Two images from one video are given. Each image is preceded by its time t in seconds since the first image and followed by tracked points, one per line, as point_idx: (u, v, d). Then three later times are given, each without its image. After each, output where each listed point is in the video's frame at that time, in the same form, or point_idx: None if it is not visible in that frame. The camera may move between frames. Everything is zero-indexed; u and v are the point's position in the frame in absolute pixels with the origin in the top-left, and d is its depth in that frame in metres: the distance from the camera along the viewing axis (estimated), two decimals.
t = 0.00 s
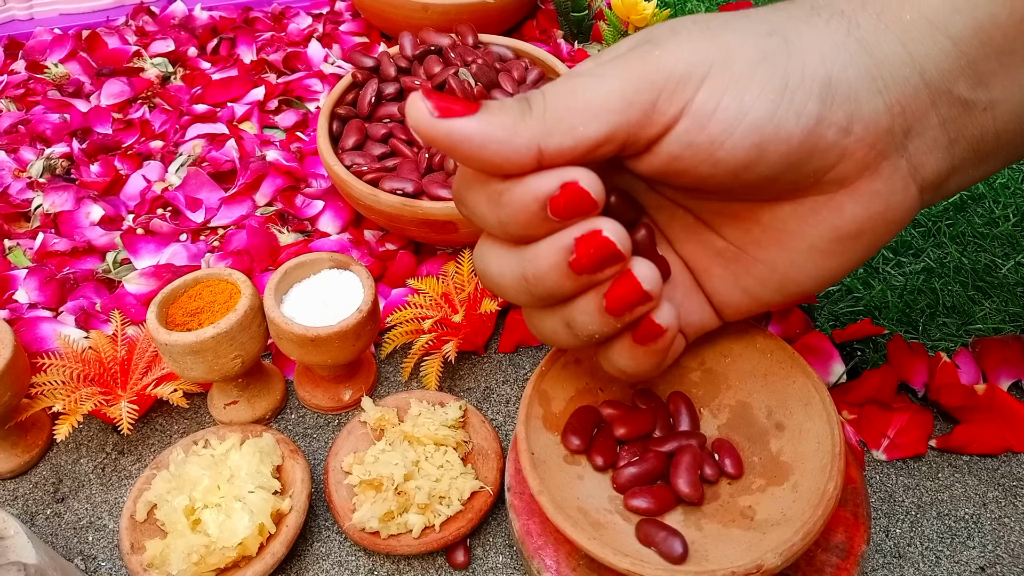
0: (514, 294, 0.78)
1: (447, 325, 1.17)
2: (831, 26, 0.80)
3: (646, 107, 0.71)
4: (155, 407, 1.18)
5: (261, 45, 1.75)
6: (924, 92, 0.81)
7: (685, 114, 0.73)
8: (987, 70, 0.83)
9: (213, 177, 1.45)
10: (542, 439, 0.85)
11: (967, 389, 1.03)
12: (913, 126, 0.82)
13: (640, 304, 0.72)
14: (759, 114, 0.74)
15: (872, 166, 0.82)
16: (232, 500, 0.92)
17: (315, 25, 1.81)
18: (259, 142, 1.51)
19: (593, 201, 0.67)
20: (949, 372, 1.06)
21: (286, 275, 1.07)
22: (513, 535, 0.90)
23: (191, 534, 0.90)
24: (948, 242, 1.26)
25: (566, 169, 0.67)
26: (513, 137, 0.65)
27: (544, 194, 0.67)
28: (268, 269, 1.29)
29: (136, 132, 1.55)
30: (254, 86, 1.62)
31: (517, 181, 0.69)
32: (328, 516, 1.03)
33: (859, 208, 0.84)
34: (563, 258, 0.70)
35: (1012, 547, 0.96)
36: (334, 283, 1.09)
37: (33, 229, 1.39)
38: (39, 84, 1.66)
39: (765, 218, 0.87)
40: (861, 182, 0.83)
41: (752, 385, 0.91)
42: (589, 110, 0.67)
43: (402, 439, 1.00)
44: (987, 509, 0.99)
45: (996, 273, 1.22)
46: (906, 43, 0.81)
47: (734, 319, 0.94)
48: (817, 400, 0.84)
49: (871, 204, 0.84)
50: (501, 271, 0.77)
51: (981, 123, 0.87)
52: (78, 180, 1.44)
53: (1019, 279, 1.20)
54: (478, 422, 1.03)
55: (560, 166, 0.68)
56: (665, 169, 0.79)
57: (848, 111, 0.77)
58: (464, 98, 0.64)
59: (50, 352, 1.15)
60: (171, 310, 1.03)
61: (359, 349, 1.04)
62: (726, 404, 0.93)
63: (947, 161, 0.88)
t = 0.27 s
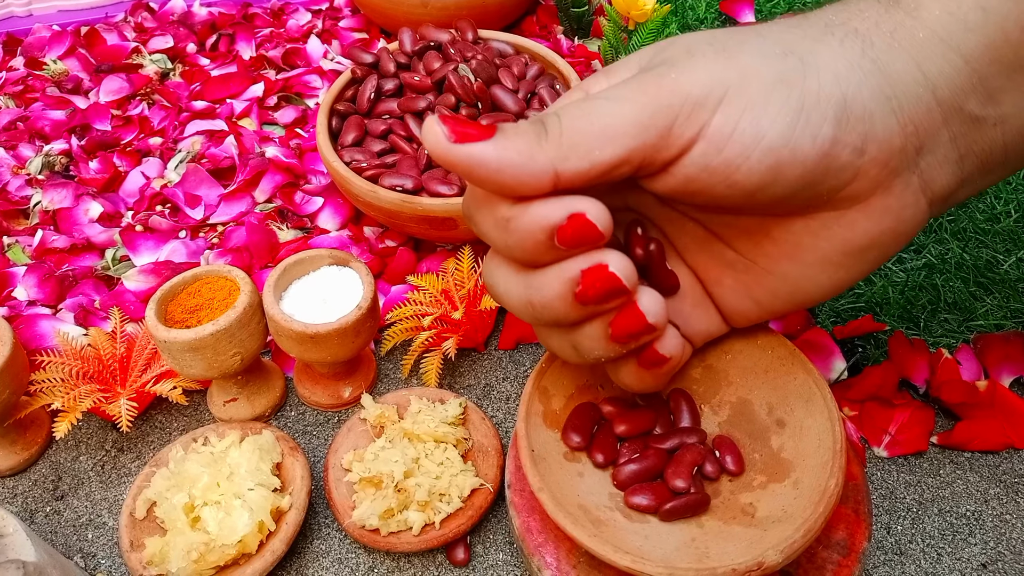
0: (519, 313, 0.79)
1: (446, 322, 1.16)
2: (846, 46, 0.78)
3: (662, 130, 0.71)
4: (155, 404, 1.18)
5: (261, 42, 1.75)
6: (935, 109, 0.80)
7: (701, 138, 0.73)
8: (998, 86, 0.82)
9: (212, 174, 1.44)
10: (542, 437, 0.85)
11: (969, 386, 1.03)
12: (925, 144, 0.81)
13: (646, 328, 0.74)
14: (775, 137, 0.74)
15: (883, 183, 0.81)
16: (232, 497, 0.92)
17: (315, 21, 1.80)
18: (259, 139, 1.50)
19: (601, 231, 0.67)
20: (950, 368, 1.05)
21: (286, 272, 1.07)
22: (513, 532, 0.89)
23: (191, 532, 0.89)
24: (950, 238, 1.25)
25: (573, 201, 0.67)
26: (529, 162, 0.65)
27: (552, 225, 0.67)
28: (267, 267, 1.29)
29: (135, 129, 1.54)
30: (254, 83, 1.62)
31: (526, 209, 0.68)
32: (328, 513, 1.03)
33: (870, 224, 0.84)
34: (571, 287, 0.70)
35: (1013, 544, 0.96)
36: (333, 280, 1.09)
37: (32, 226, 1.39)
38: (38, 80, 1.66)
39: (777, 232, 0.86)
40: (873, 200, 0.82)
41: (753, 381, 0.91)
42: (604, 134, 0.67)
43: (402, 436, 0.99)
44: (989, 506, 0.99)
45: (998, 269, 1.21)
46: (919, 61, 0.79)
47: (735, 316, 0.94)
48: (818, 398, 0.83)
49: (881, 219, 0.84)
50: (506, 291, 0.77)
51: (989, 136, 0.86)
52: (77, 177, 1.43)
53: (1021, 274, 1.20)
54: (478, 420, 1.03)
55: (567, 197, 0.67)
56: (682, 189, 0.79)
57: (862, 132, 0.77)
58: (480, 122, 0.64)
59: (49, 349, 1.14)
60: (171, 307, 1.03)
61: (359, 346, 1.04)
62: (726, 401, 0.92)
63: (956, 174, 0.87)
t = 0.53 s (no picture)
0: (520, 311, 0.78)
1: (445, 322, 1.16)
2: (857, 45, 0.78)
3: (671, 121, 0.70)
4: (154, 404, 1.18)
5: (260, 42, 1.74)
6: (944, 109, 0.80)
7: (710, 132, 0.73)
8: (1005, 87, 0.82)
9: (212, 173, 1.44)
10: (541, 436, 0.85)
11: (969, 385, 1.03)
12: (933, 144, 0.81)
13: (651, 333, 0.74)
14: (786, 133, 0.74)
15: (891, 183, 0.81)
16: (231, 497, 0.92)
17: (314, 21, 1.80)
18: (258, 138, 1.50)
19: (608, 236, 0.67)
20: (950, 367, 1.05)
21: (284, 271, 1.07)
22: (513, 532, 0.89)
23: (190, 532, 0.89)
24: (949, 237, 1.25)
25: (581, 205, 0.66)
26: (534, 153, 0.64)
27: (558, 228, 0.66)
28: (266, 266, 1.29)
29: (135, 129, 1.54)
30: (253, 83, 1.62)
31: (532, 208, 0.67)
32: (326, 513, 1.03)
33: (875, 223, 0.84)
34: (578, 291, 0.70)
35: (1012, 543, 0.96)
36: (332, 280, 1.09)
37: (31, 227, 1.39)
38: (37, 80, 1.66)
39: (783, 231, 0.86)
40: (879, 200, 0.82)
41: (751, 380, 0.91)
42: (611, 126, 0.66)
43: (401, 436, 0.99)
44: (989, 505, 0.99)
45: (997, 268, 1.21)
46: (930, 61, 0.79)
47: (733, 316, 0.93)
48: (817, 397, 0.83)
49: (886, 221, 0.84)
50: (507, 290, 0.77)
51: (996, 138, 0.86)
52: (76, 177, 1.43)
53: (1021, 274, 1.20)
54: (477, 419, 1.03)
55: (575, 198, 0.66)
56: (688, 183, 0.79)
57: (872, 131, 0.77)
58: (484, 112, 0.64)
59: (48, 349, 1.14)
60: (170, 307, 1.03)
61: (358, 346, 1.04)
62: (725, 400, 0.92)
63: (962, 176, 0.87)
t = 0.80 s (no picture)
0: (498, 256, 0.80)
1: (459, 310, 1.16)
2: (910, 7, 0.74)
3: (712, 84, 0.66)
4: (169, 393, 1.18)
5: (270, 30, 1.74)
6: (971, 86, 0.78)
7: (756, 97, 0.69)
8: None
9: (223, 162, 1.44)
10: (557, 424, 0.84)
11: (990, 372, 1.01)
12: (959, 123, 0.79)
13: (607, 275, 0.73)
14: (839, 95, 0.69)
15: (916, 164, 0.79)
16: (246, 485, 0.92)
17: (325, 8, 1.78)
18: (269, 126, 1.49)
19: (555, 151, 0.70)
20: (970, 353, 1.04)
21: (298, 259, 1.07)
22: (528, 519, 0.89)
23: (205, 520, 0.89)
24: (969, 223, 1.24)
25: (531, 120, 0.70)
26: (525, 60, 0.72)
27: (509, 145, 0.70)
28: (279, 255, 1.28)
29: (146, 118, 1.54)
30: (264, 71, 1.61)
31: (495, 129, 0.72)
32: (341, 501, 1.03)
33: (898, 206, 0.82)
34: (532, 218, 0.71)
35: None
36: (345, 267, 1.08)
37: (44, 216, 1.39)
38: (48, 70, 1.66)
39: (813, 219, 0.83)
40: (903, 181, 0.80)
41: (770, 367, 0.90)
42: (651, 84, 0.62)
43: (416, 424, 0.99)
44: (1010, 493, 0.98)
45: (1018, 253, 1.19)
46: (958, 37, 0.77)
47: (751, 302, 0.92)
48: (837, 384, 0.82)
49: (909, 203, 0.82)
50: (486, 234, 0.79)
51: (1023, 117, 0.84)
52: (88, 167, 1.43)
53: None
54: (491, 407, 1.02)
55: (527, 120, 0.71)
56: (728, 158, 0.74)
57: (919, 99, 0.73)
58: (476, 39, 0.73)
59: (63, 338, 1.15)
60: (184, 295, 1.03)
61: (372, 334, 1.03)
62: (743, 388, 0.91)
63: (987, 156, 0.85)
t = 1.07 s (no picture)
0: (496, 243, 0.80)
1: (460, 309, 1.16)
2: None
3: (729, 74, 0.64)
4: (170, 393, 1.18)
5: (271, 29, 1.74)
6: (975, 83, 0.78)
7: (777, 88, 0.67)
8: None
9: (224, 162, 1.44)
10: (558, 423, 0.84)
11: (991, 371, 1.01)
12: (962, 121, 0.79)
13: (595, 284, 0.72)
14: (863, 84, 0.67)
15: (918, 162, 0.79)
16: (247, 484, 0.92)
17: (326, 7, 1.78)
18: (270, 126, 1.49)
19: (552, 158, 0.68)
20: (972, 353, 1.04)
21: (299, 259, 1.07)
22: (529, 519, 0.89)
23: (206, 519, 0.89)
24: (970, 222, 1.24)
25: (531, 124, 0.69)
26: (519, 34, 0.75)
27: (508, 145, 0.70)
28: (280, 254, 1.28)
29: (147, 117, 1.54)
30: (265, 70, 1.61)
31: (495, 126, 0.72)
32: (342, 501, 1.03)
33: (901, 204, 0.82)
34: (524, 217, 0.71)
35: None
36: (346, 267, 1.08)
37: (45, 216, 1.39)
38: (50, 70, 1.66)
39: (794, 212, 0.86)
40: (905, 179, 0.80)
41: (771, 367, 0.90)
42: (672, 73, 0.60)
43: (417, 423, 0.99)
44: (1011, 492, 0.98)
45: (1019, 253, 1.19)
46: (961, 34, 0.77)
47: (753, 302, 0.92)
48: (838, 383, 0.83)
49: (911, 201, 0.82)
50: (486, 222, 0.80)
51: None
52: (89, 166, 1.43)
53: None
54: (492, 407, 1.02)
55: (529, 121, 0.70)
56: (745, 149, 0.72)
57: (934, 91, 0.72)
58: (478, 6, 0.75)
59: (64, 338, 1.15)
60: (185, 295, 1.03)
61: (373, 333, 1.03)
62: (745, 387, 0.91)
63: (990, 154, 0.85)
